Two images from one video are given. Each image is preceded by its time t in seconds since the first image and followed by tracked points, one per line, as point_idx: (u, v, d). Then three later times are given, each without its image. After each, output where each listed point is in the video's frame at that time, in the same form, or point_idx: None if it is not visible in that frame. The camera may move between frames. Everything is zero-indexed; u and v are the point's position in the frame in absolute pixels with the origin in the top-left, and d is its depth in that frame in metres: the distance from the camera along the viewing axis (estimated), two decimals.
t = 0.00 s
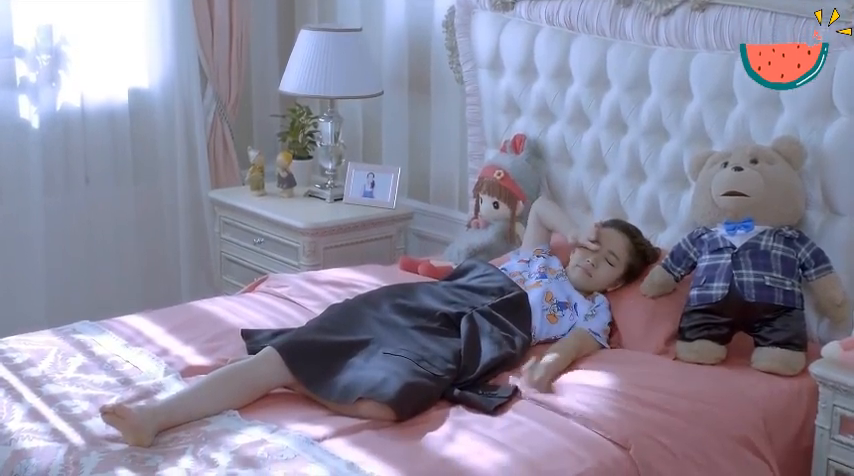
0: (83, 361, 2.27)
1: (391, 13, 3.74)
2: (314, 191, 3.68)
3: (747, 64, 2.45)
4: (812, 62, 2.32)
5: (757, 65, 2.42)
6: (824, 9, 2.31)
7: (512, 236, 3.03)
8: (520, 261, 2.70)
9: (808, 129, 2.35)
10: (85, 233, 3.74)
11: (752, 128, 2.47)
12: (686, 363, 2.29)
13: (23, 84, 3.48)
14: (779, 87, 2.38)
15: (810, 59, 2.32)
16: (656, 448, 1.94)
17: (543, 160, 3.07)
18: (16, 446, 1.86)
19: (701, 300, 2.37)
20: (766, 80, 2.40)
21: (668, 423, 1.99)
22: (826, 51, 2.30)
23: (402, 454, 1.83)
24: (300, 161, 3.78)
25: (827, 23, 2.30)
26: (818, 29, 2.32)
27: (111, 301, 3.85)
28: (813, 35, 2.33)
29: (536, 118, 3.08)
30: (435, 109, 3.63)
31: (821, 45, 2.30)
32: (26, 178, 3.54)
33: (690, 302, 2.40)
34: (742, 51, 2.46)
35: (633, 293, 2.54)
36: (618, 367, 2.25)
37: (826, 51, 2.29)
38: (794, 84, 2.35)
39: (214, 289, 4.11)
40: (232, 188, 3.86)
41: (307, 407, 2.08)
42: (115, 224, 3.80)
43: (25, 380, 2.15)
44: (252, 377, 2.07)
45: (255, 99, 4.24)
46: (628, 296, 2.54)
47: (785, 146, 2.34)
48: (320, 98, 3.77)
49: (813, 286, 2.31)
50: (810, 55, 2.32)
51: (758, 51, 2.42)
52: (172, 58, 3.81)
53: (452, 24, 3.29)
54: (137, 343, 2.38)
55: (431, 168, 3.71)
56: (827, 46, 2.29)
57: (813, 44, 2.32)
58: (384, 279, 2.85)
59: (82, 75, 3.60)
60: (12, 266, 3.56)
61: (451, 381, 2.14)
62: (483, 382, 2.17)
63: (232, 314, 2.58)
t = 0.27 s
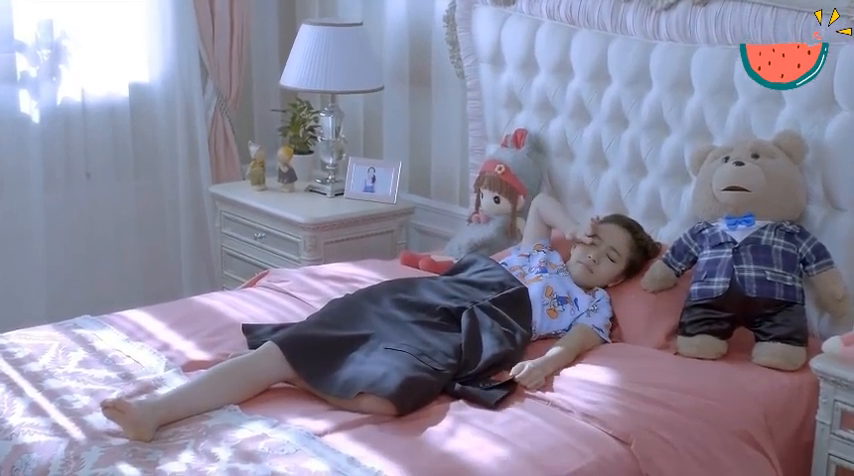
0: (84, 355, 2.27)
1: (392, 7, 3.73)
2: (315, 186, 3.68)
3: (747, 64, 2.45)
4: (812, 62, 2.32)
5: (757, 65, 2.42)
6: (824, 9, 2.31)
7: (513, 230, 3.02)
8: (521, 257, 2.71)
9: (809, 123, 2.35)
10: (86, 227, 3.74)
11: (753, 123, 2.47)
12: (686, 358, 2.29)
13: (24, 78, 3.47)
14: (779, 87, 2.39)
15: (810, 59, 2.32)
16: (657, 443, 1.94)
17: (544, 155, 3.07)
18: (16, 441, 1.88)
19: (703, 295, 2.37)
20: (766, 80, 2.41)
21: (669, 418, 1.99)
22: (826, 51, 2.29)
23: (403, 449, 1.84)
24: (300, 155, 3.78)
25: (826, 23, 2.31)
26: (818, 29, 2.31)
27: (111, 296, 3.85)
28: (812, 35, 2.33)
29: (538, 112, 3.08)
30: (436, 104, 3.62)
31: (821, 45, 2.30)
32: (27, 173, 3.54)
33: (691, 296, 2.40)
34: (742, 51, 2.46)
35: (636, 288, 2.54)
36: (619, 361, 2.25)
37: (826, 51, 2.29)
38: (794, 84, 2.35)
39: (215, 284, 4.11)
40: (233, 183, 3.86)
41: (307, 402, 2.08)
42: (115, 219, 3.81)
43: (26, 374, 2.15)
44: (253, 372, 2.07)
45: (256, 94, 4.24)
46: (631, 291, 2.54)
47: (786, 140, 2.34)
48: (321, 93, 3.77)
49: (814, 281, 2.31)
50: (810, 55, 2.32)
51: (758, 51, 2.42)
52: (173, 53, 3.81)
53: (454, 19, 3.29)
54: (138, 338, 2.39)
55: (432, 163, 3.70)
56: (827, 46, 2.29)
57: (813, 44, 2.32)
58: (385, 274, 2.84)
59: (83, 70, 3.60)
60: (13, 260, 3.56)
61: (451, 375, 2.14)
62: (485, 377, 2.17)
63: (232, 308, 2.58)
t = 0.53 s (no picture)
0: (85, 352, 2.27)
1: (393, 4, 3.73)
2: (316, 183, 3.68)
3: (747, 64, 2.44)
4: (812, 62, 2.32)
5: (757, 65, 2.42)
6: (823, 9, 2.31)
7: (514, 227, 3.02)
8: (521, 254, 2.71)
9: (811, 120, 2.35)
10: (87, 224, 3.74)
11: (754, 119, 2.46)
12: (688, 355, 2.29)
13: (25, 75, 3.47)
14: (780, 87, 2.39)
15: (810, 59, 2.31)
16: (658, 440, 1.94)
17: (545, 151, 3.07)
18: (18, 438, 1.88)
19: (704, 292, 2.36)
20: (766, 80, 2.41)
21: (670, 415, 1.99)
22: (826, 51, 2.29)
23: (404, 445, 1.84)
24: (301, 152, 3.78)
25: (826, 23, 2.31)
26: (818, 29, 2.32)
27: (112, 293, 3.85)
28: (812, 35, 2.33)
29: (539, 109, 3.08)
30: (437, 100, 3.62)
31: (821, 45, 2.30)
32: (27, 170, 3.54)
33: (692, 293, 2.40)
34: (742, 51, 2.45)
35: (637, 284, 2.54)
36: (620, 358, 2.25)
37: (826, 51, 2.29)
38: (794, 84, 2.35)
39: (216, 281, 4.12)
40: (234, 180, 3.86)
41: (308, 398, 2.08)
42: (116, 216, 3.80)
43: (27, 371, 2.15)
44: (254, 368, 2.07)
45: (257, 91, 4.24)
46: (632, 288, 2.54)
47: (788, 137, 2.34)
48: (322, 89, 3.77)
49: (815, 278, 2.31)
50: (810, 55, 2.31)
51: (758, 51, 2.41)
52: (174, 49, 3.81)
53: (455, 15, 3.29)
54: (139, 335, 2.39)
55: (433, 160, 3.70)
56: (827, 46, 2.29)
57: (813, 44, 2.32)
58: (385, 271, 2.85)
59: (84, 67, 3.59)
60: (14, 257, 3.56)
61: (453, 372, 2.14)
62: (487, 373, 2.17)
63: (233, 305, 2.59)
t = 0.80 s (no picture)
0: (87, 348, 2.27)
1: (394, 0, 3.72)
2: (317, 179, 3.68)
3: (747, 63, 2.45)
4: (812, 62, 2.32)
5: (757, 65, 2.43)
6: (823, 9, 2.30)
7: (515, 223, 3.02)
8: (522, 251, 2.71)
9: (812, 117, 2.35)
10: (88, 220, 3.74)
11: (755, 116, 2.46)
12: (689, 351, 2.29)
13: (26, 71, 3.47)
14: (780, 87, 2.39)
15: (810, 59, 2.32)
16: (660, 436, 1.94)
17: (547, 148, 3.07)
18: (19, 434, 1.88)
19: (705, 288, 2.36)
20: (766, 80, 2.41)
21: (671, 411, 1.99)
22: (826, 51, 2.29)
23: (405, 442, 1.84)
24: (303, 149, 3.78)
25: (826, 23, 2.30)
26: (818, 29, 2.31)
27: (114, 290, 3.85)
28: (813, 35, 2.32)
29: (540, 106, 3.07)
30: (439, 97, 3.62)
31: (821, 45, 2.30)
32: (28, 167, 3.53)
33: (693, 290, 2.39)
34: (742, 51, 2.46)
35: (639, 280, 2.54)
36: (621, 354, 2.25)
37: (826, 51, 2.29)
38: (794, 84, 2.36)
39: (217, 277, 4.12)
40: (235, 177, 3.86)
41: (310, 395, 2.08)
42: (117, 212, 3.80)
43: (29, 367, 2.15)
44: (255, 365, 2.07)
45: (258, 87, 4.23)
46: (634, 284, 2.54)
47: (789, 133, 2.34)
48: (323, 86, 3.77)
49: (817, 274, 2.31)
50: (810, 55, 2.32)
51: (758, 51, 2.42)
52: (175, 46, 3.81)
53: (456, 12, 3.28)
54: (140, 331, 2.39)
55: (434, 156, 3.70)
56: (827, 46, 2.29)
57: (813, 44, 2.32)
58: (387, 267, 2.85)
59: (85, 63, 3.59)
60: (15, 253, 3.56)
61: (454, 368, 2.14)
62: (488, 370, 2.17)
63: (235, 301, 2.59)
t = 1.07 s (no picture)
0: (87, 345, 2.27)
1: None
2: (318, 176, 3.67)
3: (747, 64, 2.45)
4: (812, 62, 2.32)
5: (757, 65, 2.43)
6: (824, 9, 2.30)
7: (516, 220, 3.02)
8: (522, 247, 2.71)
9: (813, 113, 2.35)
10: (88, 216, 3.74)
11: (756, 112, 2.46)
12: (690, 348, 2.29)
13: (27, 68, 3.47)
14: (779, 87, 2.39)
15: (810, 59, 2.32)
16: (661, 432, 1.93)
17: (548, 144, 3.06)
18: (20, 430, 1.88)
19: (706, 285, 2.36)
20: (766, 80, 2.41)
21: (671, 407, 1.99)
22: (826, 51, 2.29)
23: (406, 438, 1.84)
24: (304, 145, 3.77)
25: (826, 23, 2.30)
26: (818, 29, 2.31)
27: (114, 286, 3.85)
28: (813, 35, 2.32)
29: (541, 102, 3.07)
30: (440, 93, 3.62)
31: (821, 45, 2.30)
32: (29, 163, 3.53)
33: (694, 286, 2.39)
34: (742, 51, 2.46)
35: (640, 277, 2.54)
36: (622, 351, 2.25)
37: (826, 51, 2.29)
38: (794, 84, 2.36)
39: (218, 274, 4.12)
40: (236, 173, 3.85)
41: (310, 391, 2.08)
42: (118, 208, 3.80)
43: (29, 364, 2.15)
44: (256, 361, 2.07)
45: (259, 83, 4.23)
46: (635, 281, 2.54)
47: (790, 130, 2.33)
48: (324, 82, 3.76)
49: (818, 271, 2.30)
50: (810, 55, 2.32)
51: (758, 51, 2.42)
52: (175, 42, 3.81)
53: (457, 8, 3.28)
54: (141, 327, 2.39)
55: (435, 153, 3.70)
56: (827, 45, 2.29)
57: (813, 44, 2.31)
58: (387, 264, 2.84)
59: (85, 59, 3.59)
60: (16, 249, 3.56)
61: (455, 365, 2.14)
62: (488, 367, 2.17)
63: (236, 297, 2.59)
